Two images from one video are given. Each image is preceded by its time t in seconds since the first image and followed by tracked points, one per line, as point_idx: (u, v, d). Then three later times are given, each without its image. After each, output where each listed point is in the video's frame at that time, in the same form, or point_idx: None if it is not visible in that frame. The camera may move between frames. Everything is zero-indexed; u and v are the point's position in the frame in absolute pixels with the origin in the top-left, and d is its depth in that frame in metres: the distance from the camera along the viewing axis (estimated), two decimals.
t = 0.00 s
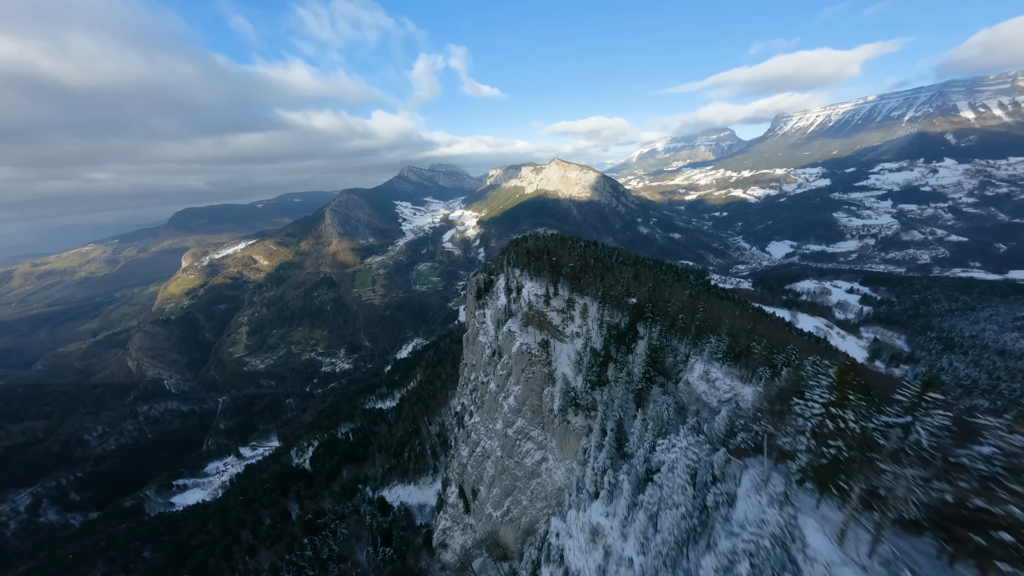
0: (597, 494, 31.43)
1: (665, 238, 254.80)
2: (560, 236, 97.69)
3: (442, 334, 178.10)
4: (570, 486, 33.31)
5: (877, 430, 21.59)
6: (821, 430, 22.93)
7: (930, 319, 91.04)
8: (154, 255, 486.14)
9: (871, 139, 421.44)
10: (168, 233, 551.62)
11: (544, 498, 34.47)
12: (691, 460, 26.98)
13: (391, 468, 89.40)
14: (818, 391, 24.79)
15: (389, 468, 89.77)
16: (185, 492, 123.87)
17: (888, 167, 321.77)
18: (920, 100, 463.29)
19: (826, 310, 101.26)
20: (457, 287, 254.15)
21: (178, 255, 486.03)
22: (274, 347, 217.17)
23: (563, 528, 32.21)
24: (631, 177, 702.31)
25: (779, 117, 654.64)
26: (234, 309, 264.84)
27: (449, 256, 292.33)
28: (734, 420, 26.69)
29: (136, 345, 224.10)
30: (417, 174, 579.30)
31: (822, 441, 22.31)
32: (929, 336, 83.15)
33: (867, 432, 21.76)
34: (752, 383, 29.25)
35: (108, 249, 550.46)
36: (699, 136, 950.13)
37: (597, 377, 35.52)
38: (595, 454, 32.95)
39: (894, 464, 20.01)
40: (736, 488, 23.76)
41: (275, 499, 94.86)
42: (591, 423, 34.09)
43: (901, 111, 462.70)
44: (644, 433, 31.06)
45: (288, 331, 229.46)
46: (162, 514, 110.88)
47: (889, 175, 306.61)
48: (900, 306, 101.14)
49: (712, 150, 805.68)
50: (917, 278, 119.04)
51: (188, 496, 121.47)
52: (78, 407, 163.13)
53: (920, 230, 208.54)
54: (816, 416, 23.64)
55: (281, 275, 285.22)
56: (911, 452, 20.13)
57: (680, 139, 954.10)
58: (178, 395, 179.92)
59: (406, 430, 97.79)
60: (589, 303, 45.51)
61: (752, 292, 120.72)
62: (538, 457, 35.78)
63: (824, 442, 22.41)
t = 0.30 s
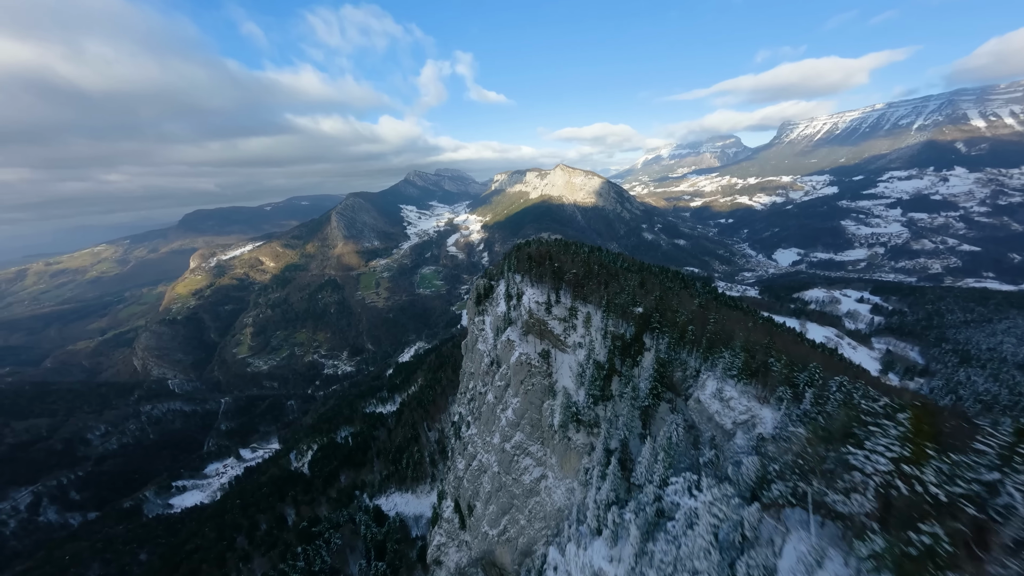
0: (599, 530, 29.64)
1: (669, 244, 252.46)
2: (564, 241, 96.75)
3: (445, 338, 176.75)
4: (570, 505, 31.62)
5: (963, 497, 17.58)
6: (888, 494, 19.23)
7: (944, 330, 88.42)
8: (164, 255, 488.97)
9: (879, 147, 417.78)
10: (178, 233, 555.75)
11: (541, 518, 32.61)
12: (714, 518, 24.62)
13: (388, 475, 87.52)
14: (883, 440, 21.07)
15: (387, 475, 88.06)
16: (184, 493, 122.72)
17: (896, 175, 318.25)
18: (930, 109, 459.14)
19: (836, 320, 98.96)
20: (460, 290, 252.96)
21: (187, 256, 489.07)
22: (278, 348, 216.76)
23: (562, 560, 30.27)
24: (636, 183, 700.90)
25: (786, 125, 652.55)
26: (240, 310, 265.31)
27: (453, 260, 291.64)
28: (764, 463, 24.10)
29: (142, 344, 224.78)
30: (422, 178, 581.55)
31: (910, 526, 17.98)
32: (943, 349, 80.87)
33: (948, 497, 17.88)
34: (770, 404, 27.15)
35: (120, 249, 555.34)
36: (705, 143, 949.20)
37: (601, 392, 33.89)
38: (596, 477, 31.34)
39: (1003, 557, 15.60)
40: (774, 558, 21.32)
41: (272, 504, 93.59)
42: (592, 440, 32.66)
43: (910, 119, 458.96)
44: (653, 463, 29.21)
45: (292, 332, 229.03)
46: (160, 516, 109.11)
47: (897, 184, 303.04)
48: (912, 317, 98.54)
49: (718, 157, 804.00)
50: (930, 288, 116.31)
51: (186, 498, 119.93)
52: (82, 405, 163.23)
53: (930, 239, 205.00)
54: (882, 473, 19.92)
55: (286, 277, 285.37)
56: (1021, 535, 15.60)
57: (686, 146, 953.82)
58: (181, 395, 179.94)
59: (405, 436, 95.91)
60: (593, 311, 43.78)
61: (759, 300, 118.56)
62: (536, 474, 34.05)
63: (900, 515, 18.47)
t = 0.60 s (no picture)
0: None
1: (674, 251, 250.42)
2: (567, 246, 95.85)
3: (448, 342, 175.17)
4: (570, 529, 29.34)
5: None
6: None
7: (961, 342, 85.79)
8: (173, 256, 493.10)
9: (888, 155, 413.63)
10: (187, 234, 560.77)
11: (539, 541, 30.54)
12: None
13: (386, 481, 85.73)
14: (996, 527, 17.33)
15: (385, 481, 86.33)
16: (183, 494, 120.95)
17: (906, 183, 314.41)
18: (940, 117, 454.67)
19: (846, 330, 96.58)
20: (464, 294, 251.79)
21: (195, 257, 492.75)
22: (281, 349, 216.32)
23: None
24: (641, 189, 699.71)
25: (793, 132, 649.30)
26: (245, 310, 265.63)
27: (457, 263, 290.71)
28: (812, 528, 20.66)
29: (148, 343, 225.23)
30: (428, 182, 583.38)
31: None
32: (960, 362, 78.47)
33: None
34: (792, 430, 26.18)
35: (131, 249, 561.35)
36: (711, 149, 946.99)
37: (603, 409, 31.98)
38: (597, 503, 28.78)
39: None
40: None
41: (268, 509, 91.81)
42: (595, 460, 30.41)
43: (919, 127, 454.69)
44: (664, 502, 25.41)
45: (295, 334, 228.56)
46: (158, 518, 107.87)
47: (907, 192, 299.20)
48: (926, 328, 95.92)
49: (724, 164, 800.98)
50: (943, 298, 113.47)
51: (185, 499, 118.13)
52: (87, 403, 163.17)
53: (942, 248, 201.53)
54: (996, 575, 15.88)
55: (291, 278, 285.76)
56: None
57: (691, 153, 952.30)
58: (184, 395, 179.50)
59: (404, 442, 94.12)
60: (597, 320, 42.33)
61: (767, 308, 116.29)
62: (534, 493, 32.17)
63: None
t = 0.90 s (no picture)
0: None
1: (678, 257, 248.01)
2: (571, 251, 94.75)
3: (450, 346, 173.69)
4: (570, 556, 27.41)
5: None
6: None
7: (977, 355, 83.15)
8: (182, 256, 496.27)
9: (897, 163, 409.36)
10: (196, 235, 565.05)
11: (535, 567, 28.66)
12: None
13: (383, 488, 84.08)
14: None
15: (382, 488, 84.53)
16: (181, 495, 119.19)
17: (916, 192, 310.52)
18: (950, 125, 450.20)
19: (857, 341, 94.12)
20: (468, 298, 250.47)
21: (203, 257, 495.58)
22: (285, 350, 215.65)
23: None
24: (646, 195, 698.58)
25: (800, 140, 646.11)
26: (250, 311, 265.61)
27: (461, 267, 289.70)
28: None
29: (153, 342, 225.20)
30: (434, 187, 585.07)
31: None
32: (976, 376, 76.12)
33: None
34: (818, 460, 24.56)
35: (142, 249, 566.31)
36: (716, 156, 944.60)
37: (606, 426, 30.14)
38: (596, 529, 26.88)
39: None
40: None
41: (265, 513, 89.73)
42: (596, 482, 28.47)
43: (929, 135, 450.31)
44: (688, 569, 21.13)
45: (299, 335, 227.88)
46: (155, 519, 106.34)
47: (917, 201, 295.29)
48: (939, 340, 93.26)
49: (729, 171, 797.64)
50: (956, 309, 110.76)
51: (183, 500, 116.67)
52: (91, 400, 162.36)
53: (954, 258, 197.95)
54: None
55: (296, 280, 285.82)
56: None
57: (697, 159, 950.49)
58: (187, 394, 178.72)
59: (402, 448, 92.48)
60: (599, 330, 41.46)
61: (774, 317, 113.95)
62: (531, 513, 30.51)
63: None
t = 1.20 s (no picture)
0: None
1: (683, 263, 245.51)
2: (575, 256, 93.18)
3: (452, 349, 172.22)
4: None
5: None
6: None
7: (994, 370, 80.46)
8: (190, 254, 499.32)
9: (906, 172, 404.84)
10: (205, 234, 568.89)
11: None
12: None
13: (379, 493, 82.33)
14: None
15: (378, 493, 82.89)
16: (180, 495, 118.22)
17: (926, 201, 306.51)
18: (961, 134, 445.26)
19: (867, 352, 91.79)
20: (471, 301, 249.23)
21: (210, 256, 497.90)
22: (287, 350, 215.06)
23: None
24: (651, 201, 696.15)
25: (807, 147, 642.26)
26: (254, 310, 265.64)
27: (464, 270, 288.75)
28: None
29: (158, 339, 225.28)
30: (439, 190, 586.47)
31: None
32: (993, 391, 73.66)
33: None
34: (848, 497, 22.80)
35: (152, 247, 570.80)
36: (722, 163, 942.37)
37: (609, 447, 28.58)
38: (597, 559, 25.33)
39: None
40: None
41: (261, 515, 88.37)
42: (598, 507, 26.82)
43: (939, 144, 445.44)
44: None
45: (302, 335, 227.37)
46: (153, 518, 105.11)
47: (927, 210, 291.32)
48: (954, 353, 90.61)
49: (735, 177, 794.19)
50: (970, 321, 108.04)
51: (182, 500, 115.72)
52: (95, 396, 161.56)
53: (966, 268, 194.32)
54: None
55: (301, 280, 285.94)
56: None
57: (703, 166, 947.92)
58: (190, 392, 177.97)
59: (400, 453, 90.92)
60: (602, 340, 40.23)
61: (782, 326, 111.60)
62: (527, 535, 28.87)
63: None
